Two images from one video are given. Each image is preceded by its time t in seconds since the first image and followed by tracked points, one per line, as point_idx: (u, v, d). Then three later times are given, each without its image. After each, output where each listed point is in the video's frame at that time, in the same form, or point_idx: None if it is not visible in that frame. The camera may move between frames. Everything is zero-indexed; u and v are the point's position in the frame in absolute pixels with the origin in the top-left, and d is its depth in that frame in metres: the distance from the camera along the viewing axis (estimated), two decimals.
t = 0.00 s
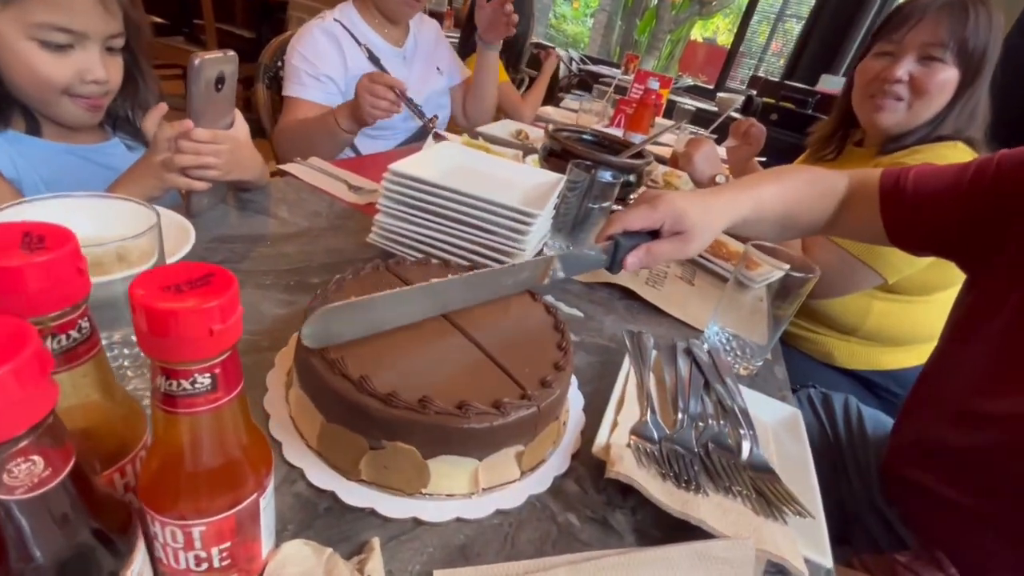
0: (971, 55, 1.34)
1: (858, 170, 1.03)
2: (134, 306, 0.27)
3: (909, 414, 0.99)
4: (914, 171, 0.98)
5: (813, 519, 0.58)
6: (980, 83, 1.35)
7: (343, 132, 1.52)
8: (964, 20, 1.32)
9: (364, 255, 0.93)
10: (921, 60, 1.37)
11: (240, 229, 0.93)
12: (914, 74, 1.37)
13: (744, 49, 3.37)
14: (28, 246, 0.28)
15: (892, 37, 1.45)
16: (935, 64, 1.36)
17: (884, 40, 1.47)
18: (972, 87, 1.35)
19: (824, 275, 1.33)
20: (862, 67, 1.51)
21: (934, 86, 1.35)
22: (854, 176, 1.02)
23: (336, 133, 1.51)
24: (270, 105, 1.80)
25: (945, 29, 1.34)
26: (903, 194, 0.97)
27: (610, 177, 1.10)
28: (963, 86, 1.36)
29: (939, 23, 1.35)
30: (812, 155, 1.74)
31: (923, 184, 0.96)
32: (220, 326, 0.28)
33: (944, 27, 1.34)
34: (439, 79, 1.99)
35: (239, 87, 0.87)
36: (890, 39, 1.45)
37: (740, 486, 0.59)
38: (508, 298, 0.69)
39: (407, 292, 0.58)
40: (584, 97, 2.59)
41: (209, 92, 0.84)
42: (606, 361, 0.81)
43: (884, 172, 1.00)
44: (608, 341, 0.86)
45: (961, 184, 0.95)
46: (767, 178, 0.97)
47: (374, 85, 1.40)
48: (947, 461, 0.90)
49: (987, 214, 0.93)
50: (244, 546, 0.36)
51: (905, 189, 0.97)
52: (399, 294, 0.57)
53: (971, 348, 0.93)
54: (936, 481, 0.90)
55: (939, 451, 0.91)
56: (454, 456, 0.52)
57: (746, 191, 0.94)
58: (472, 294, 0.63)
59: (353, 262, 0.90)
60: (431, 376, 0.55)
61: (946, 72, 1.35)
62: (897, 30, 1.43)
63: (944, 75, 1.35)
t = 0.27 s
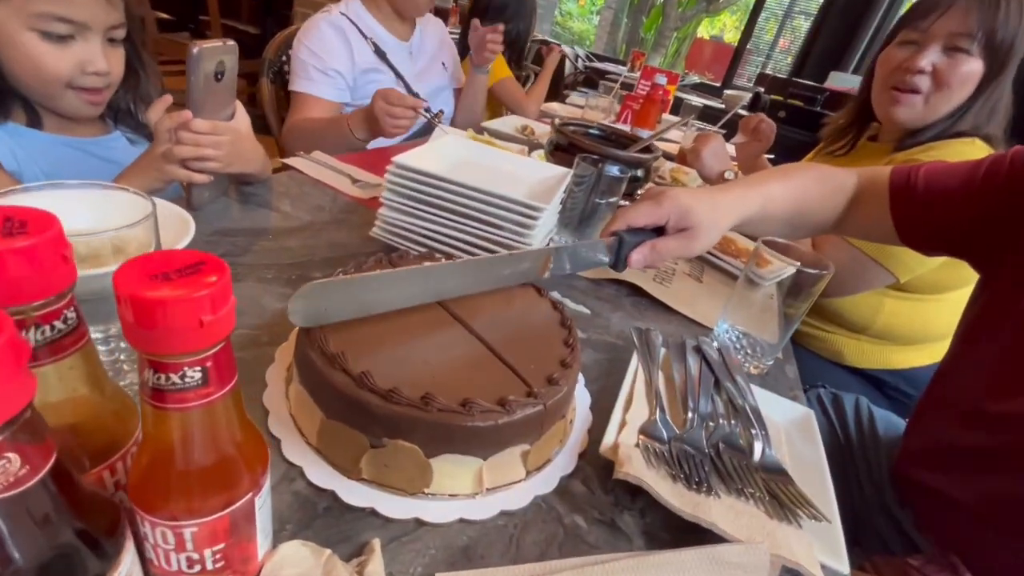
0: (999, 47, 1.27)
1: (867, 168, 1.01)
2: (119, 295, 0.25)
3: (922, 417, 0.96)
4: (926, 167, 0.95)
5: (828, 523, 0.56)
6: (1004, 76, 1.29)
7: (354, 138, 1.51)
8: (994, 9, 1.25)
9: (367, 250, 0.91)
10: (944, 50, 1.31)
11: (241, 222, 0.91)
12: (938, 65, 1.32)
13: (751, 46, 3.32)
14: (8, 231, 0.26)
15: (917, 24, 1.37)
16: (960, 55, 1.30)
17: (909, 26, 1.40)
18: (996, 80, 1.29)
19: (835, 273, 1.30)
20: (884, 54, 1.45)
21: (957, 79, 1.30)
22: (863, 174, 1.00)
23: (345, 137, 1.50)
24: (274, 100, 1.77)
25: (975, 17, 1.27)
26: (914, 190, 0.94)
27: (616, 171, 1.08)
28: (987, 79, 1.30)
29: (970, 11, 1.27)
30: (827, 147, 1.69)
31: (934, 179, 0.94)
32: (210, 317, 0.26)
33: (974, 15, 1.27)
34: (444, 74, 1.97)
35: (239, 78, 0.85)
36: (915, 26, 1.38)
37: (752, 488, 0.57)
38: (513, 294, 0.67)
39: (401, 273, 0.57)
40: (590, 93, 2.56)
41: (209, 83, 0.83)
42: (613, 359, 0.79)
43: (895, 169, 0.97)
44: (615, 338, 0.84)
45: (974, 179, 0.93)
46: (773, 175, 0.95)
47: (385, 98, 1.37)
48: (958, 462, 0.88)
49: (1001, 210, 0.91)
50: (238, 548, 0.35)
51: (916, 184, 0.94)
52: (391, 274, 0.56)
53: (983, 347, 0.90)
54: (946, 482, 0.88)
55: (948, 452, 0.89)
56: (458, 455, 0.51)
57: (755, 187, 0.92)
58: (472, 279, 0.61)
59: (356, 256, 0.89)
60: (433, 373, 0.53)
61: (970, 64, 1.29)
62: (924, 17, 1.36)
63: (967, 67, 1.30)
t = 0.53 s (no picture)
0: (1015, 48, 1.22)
1: (870, 171, 1.01)
2: (144, 298, 0.27)
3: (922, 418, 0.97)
4: (927, 171, 0.96)
5: (827, 522, 0.57)
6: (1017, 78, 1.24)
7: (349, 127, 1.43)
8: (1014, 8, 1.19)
9: (373, 251, 0.92)
10: (957, 50, 1.26)
11: (250, 223, 0.93)
12: (950, 66, 1.27)
13: (756, 46, 3.32)
14: (39, 237, 0.28)
15: (935, 22, 1.32)
16: (973, 56, 1.25)
17: (925, 23, 1.34)
18: (1008, 82, 1.25)
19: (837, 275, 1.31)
20: (899, 52, 1.40)
21: (967, 81, 1.26)
22: (865, 177, 1.00)
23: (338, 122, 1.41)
24: (279, 101, 1.76)
25: (996, 17, 1.21)
26: (916, 194, 0.95)
27: (620, 175, 1.09)
28: (999, 81, 1.25)
29: (988, 12, 1.21)
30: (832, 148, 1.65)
31: (937, 183, 0.95)
32: (230, 319, 0.28)
33: (993, 14, 1.21)
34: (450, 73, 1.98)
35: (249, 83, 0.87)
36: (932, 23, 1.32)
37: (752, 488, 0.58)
38: (517, 296, 0.69)
39: (410, 282, 0.58)
40: (594, 94, 2.57)
41: (220, 87, 0.85)
42: (616, 360, 0.80)
43: (896, 173, 0.98)
44: (618, 339, 0.85)
45: (976, 183, 0.93)
46: (778, 176, 0.95)
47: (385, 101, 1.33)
48: (958, 464, 0.89)
49: (1001, 214, 0.91)
50: (252, 541, 0.36)
51: (918, 188, 0.95)
52: (401, 282, 0.57)
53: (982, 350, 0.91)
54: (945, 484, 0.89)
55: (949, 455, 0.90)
56: (463, 454, 0.52)
57: (758, 191, 0.93)
58: (477, 283, 0.62)
59: (363, 258, 0.90)
60: (440, 373, 0.55)
61: (983, 65, 1.24)
62: (943, 14, 1.30)
63: (980, 68, 1.24)
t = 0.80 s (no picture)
0: None
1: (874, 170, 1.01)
2: (156, 296, 0.27)
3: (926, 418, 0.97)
4: (932, 170, 0.95)
5: (828, 521, 0.57)
6: None
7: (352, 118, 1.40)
8: None
9: (378, 250, 0.93)
10: (978, 50, 1.24)
11: (256, 223, 0.94)
12: (969, 65, 1.25)
13: (762, 44, 3.30)
14: (55, 237, 0.28)
15: (957, 18, 1.29)
16: (993, 57, 1.23)
17: (948, 18, 1.32)
18: None
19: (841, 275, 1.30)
20: (916, 47, 1.38)
21: (984, 82, 1.24)
22: (869, 176, 1.00)
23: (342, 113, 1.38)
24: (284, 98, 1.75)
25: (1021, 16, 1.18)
26: (919, 193, 0.95)
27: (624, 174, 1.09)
28: (1017, 83, 1.23)
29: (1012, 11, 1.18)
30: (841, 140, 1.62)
31: (941, 182, 0.94)
32: (239, 318, 0.28)
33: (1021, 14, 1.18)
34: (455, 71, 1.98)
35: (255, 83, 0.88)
36: (955, 19, 1.29)
37: (753, 487, 0.59)
38: (521, 295, 0.69)
39: (418, 285, 0.58)
40: (599, 92, 2.56)
41: (227, 87, 0.85)
42: (618, 359, 0.81)
43: (901, 171, 0.98)
44: (621, 338, 0.86)
45: (980, 184, 0.93)
46: (783, 176, 0.96)
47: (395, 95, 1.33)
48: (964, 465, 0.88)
49: (1004, 213, 0.91)
50: (259, 535, 0.37)
51: (921, 188, 0.95)
52: (407, 287, 0.57)
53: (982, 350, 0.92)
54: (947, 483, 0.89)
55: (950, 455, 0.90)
56: (466, 450, 0.53)
57: (763, 190, 0.93)
58: (482, 285, 0.63)
59: (368, 256, 0.91)
60: (444, 372, 0.55)
61: (1003, 66, 1.22)
62: (966, 11, 1.27)
63: (999, 69, 1.22)
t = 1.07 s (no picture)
0: None
1: (889, 163, 0.99)
2: (154, 293, 0.26)
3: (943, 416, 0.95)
4: (948, 162, 0.93)
5: (845, 523, 0.56)
6: None
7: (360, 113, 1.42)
8: None
9: (383, 245, 0.92)
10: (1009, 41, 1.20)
11: (260, 217, 0.92)
12: (999, 56, 1.20)
13: (769, 37, 3.26)
14: (49, 231, 0.27)
15: (989, 6, 1.26)
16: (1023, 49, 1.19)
17: (978, 6, 1.29)
18: None
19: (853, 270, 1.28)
20: (943, 36, 1.34)
21: (1011, 74, 1.20)
22: (883, 170, 0.98)
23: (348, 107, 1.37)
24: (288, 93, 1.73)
25: None
26: (935, 187, 0.92)
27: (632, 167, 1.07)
28: None
29: None
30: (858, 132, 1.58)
31: (956, 175, 0.91)
32: (241, 315, 0.27)
33: None
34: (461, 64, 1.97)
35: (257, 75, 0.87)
36: (985, 6, 1.26)
37: (768, 488, 0.57)
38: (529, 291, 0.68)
39: (426, 288, 0.57)
40: (605, 86, 2.54)
41: (229, 79, 0.84)
42: (628, 356, 0.79)
43: (915, 165, 0.95)
44: (630, 335, 0.84)
45: (998, 174, 0.90)
46: (793, 171, 0.94)
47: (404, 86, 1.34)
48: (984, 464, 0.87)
49: None
50: (264, 538, 0.36)
51: (937, 181, 0.92)
52: (414, 291, 0.56)
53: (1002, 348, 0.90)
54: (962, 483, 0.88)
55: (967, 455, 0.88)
56: (475, 450, 0.51)
57: (773, 185, 0.91)
58: (492, 285, 0.61)
59: (374, 251, 0.90)
60: (452, 370, 0.54)
61: None
62: None
63: None
